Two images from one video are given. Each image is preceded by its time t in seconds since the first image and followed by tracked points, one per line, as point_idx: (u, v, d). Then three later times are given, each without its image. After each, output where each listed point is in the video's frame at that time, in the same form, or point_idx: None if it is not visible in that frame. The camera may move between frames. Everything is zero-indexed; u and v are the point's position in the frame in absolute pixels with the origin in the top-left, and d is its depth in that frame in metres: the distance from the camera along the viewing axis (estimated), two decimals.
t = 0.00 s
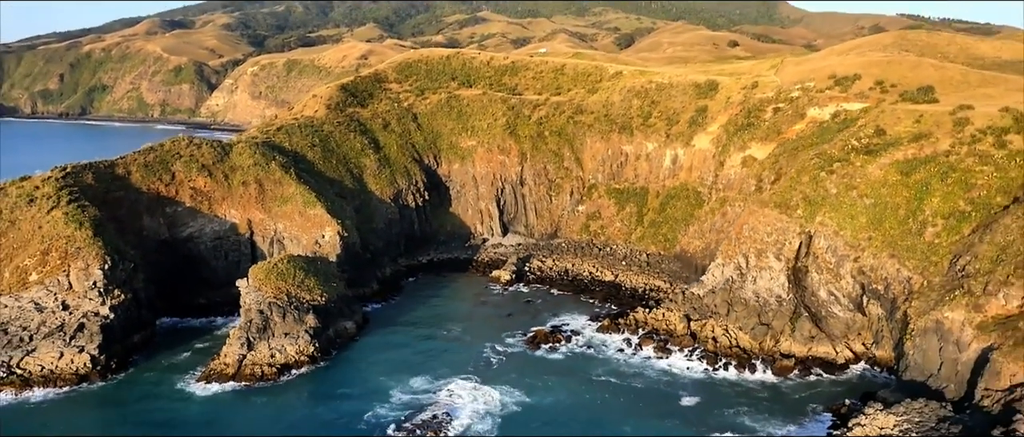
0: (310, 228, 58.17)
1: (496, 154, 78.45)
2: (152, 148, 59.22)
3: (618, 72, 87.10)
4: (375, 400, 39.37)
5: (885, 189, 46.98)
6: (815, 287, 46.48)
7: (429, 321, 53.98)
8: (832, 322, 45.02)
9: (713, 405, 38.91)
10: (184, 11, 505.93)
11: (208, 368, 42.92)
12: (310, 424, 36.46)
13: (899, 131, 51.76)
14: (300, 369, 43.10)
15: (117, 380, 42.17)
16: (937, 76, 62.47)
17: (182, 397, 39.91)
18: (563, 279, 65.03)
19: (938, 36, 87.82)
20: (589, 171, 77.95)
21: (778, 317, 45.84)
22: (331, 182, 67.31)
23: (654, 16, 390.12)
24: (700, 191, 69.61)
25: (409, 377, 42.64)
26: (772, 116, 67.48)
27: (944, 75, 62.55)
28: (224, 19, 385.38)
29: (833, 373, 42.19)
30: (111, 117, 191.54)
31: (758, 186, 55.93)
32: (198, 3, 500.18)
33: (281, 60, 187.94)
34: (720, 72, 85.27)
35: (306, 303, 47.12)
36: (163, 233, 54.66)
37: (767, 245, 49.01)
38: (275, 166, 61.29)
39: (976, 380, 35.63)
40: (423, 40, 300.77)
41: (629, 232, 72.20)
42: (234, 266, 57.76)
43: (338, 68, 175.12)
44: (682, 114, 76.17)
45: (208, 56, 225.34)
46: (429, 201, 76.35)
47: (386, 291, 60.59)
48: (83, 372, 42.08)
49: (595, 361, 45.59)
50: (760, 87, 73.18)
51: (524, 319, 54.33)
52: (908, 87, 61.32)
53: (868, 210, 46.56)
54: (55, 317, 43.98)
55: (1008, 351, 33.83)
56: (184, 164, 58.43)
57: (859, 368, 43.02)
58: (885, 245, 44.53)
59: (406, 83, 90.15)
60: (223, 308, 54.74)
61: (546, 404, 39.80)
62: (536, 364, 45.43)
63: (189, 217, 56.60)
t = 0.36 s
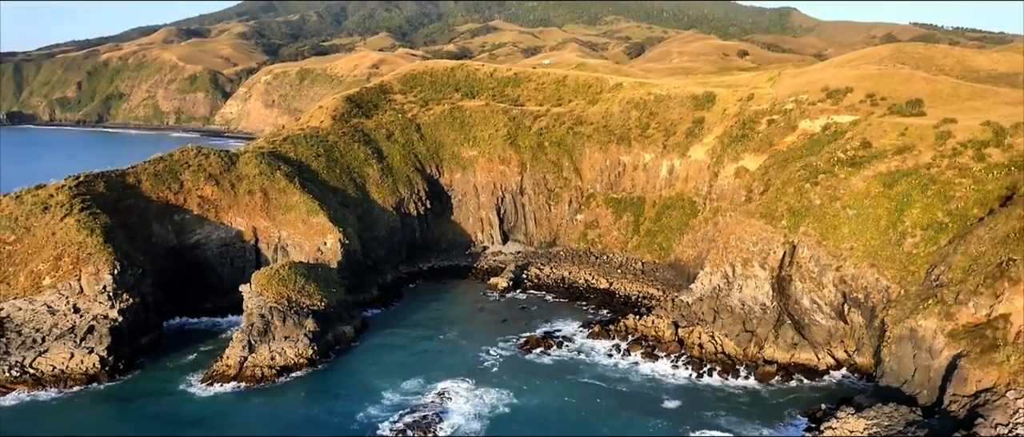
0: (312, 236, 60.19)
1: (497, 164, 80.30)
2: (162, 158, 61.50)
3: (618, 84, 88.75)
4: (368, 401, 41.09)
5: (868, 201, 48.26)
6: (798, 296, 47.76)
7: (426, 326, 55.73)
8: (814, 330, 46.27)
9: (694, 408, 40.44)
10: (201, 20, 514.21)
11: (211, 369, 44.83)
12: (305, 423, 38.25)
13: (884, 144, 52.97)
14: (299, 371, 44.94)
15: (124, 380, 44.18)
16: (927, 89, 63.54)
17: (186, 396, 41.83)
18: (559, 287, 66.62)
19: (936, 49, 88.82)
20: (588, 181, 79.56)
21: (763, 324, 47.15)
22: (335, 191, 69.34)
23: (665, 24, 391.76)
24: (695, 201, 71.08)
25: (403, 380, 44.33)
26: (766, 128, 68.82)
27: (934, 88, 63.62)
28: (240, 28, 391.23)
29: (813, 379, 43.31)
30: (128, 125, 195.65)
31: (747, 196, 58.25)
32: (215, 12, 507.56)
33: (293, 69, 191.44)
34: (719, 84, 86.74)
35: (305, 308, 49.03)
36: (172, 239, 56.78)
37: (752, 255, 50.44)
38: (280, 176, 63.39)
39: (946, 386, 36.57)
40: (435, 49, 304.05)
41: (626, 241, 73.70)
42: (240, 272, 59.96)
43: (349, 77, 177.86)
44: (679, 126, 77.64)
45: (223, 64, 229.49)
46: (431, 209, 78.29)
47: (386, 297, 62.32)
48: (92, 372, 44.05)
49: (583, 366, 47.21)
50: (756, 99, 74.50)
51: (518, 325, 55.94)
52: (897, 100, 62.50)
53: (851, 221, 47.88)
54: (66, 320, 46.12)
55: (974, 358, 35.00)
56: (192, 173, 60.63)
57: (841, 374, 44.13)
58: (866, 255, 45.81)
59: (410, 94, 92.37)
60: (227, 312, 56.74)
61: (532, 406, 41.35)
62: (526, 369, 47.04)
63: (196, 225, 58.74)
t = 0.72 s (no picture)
0: (315, 242, 61.97)
1: (497, 172, 82.01)
2: (170, 166, 63.59)
3: (617, 93, 90.34)
4: (364, 402, 42.63)
5: (853, 209, 49.41)
6: (784, 302, 48.97)
7: (424, 329, 57.23)
8: (799, 335, 47.33)
9: (678, 410, 41.97)
10: (216, 27, 524.18)
11: (214, 370, 46.55)
12: (303, 421, 39.89)
13: (872, 154, 54.11)
14: (298, 372, 46.55)
15: (131, 381, 45.98)
16: (918, 100, 64.64)
17: (189, 396, 43.59)
18: (556, 292, 68.02)
19: (934, 59, 89.81)
20: (586, 188, 81.11)
21: (749, 330, 48.26)
22: (338, 198, 71.19)
23: (675, 32, 393.43)
24: (691, 209, 72.39)
25: (398, 382, 45.80)
26: (760, 138, 70.02)
27: (925, 99, 64.70)
28: (252, 35, 396.95)
29: (797, 383, 44.37)
30: (141, 131, 201.90)
31: (738, 204, 59.64)
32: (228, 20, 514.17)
33: (304, 76, 195.27)
34: (717, 94, 88.16)
35: (306, 311, 50.74)
36: (179, 245, 58.69)
37: (740, 262, 51.70)
38: (284, 183, 65.29)
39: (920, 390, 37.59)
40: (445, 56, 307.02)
41: (622, 248, 75.03)
42: (244, 276, 61.72)
43: (359, 84, 180.64)
44: (676, 135, 79.02)
45: (234, 72, 241.28)
46: (432, 216, 79.97)
47: (386, 301, 63.89)
48: (100, 372, 45.86)
49: (574, 370, 48.61)
50: (751, 108, 75.79)
51: (514, 330, 57.33)
52: (888, 110, 63.57)
53: (836, 229, 49.06)
54: (76, 322, 48.02)
55: (947, 363, 36.08)
56: (199, 181, 62.62)
57: (826, 379, 45.02)
58: (849, 263, 46.96)
59: (414, 103, 94.41)
60: (232, 316, 58.47)
61: (521, 408, 42.69)
62: (518, 372, 48.45)
63: (202, 231, 60.64)
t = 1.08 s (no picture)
0: (321, 248, 64.10)
1: (501, 181, 83.94)
2: (183, 175, 66.14)
3: (620, 104, 92.08)
4: (362, 403, 44.44)
5: (840, 220, 50.66)
6: (773, 310, 50.25)
7: (424, 334, 58.99)
8: (787, 342, 48.58)
9: (664, 412, 43.56)
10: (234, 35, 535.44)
11: (220, 372, 48.61)
12: (303, 420, 41.84)
13: (861, 166, 55.32)
14: (301, 374, 48.47)
15: (142, 380, 48.18)
16: (911, 112, 65.72)
17: (196, 396, 45.65)
18: (556, 299, 69.61)
19: (936, 70, 90.38)
20: (588, 197, 82.79)
21: (738, 336, 49.58)
22: (344, 206, 73.39)
23: (688, 40, 395.27)
24: (689, 218, 73.74)
25: (395, 384, 47.51)
26: (757, 149, 71.31)
27: (918, 111, 65.74)
28: (270, 43, 404.01)
29: (783, 389, 45.64)
30: (161, 141, 210.31)
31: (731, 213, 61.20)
32: (247, 29, 523.06)
33: (318, 85, 199.01)
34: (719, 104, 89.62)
35: (309, 316, 52.75)
36: (190, 251, 61.02)
37: (731, 270, 53.13)
38: (291, 192, 67.57)
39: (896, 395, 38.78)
40: (459, 64, 310.77)
41: (622, 256, 76.52)
42: (253, 282, 63.96)
43: (373, 93, 183.70)
44: (676, 145, 80.49)
45: (251, 79, 246.55)
46: (437, 223, 81.93)
47: (390, 307, 65.78)
48: (113, 372, 48.06)
49: (567, 374, 50.22)
50: (750, 120, 77.11)
51: (512, 335, 58.96)
52: (881, 122, 64.75)
53: (823, 238, 50.33)
54: (91, 324, 50.39)
55: (920, 369, 37.25)
56: (210, 190, 65.05)
57: (812, 385, 46.24)
58: (835, 272, 48.22)
59: (421, 114, 96.78)
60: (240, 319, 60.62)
61: (512, 410, 44.38)
62: (512, 375, 50.09)
63: (213, 238, 62.98)
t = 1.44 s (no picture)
0: (327, 255, 66.27)
1: (505, 190, 85.91)
2: (196, 184, 68.75)
3: (624, 114, 93.76)
4: (361, 404, 46.29)
5: (830, 229, 51.91)
6: (763, 317, 51.57)
7: (427, 338, 60.81)
8: (776, 348, 49.89)
9: (653, 413, 45.10)
10: (253, 43, 545.45)
11: (228, 373, 50.74)
12: (306, 420, 43.79)
13: (853, 176, 56.53)
14: (306, 375, 50.49)
15: (154, 380, 50.43)
16: (906, 124, 66.77)
17: (205, 396, 47.80)
18: (556, 305, 71.26)
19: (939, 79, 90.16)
20: (590, 206, 84.46)
21: (729, 342, 50.97)
22: (351, 214, 75.60)
23: (703, 48, 396.03)
24: (689, 227, 75.18)
25: (394, 386, 49.28)
26: (755, 159, 72.54)
27: (914, 122, 66.77)
28: (288, 51, 410.60)
29: (771, 393, 46.98)
30: (179, 149, 217.21)
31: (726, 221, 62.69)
32: (265, 38, 531.39)
33: (333, 93, 202.30)
34: (721, 115, 91.02)
35: (314, 320, 54.82)
36: (202, 257, 63.43)
37: (722, 277, 54.59)
38: (300, 200, 69.85)
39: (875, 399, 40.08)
40: (474, 73, 313.70)
41: (622, 264, 78.05)
42: (262, 287, 66.28)
43: (387, 101, 186.50)
44: (678, 155, 81.90)
45: (267, 87, 251.57)
46: (443, 231, 83.94)
47: (394, 312, 67.75)
48: (126, 372, 50.31)
49: (561, 377, 51.83)
50: (750, 130, 78.32)
51: (511, 340, 60.63)
52: (876, 133, 65.79)
53: (812, 247, 51.62)
54: (106, 326, 52.80)
55: (898, 375, 38.52)
56: (222, 198, 67.55)
57: (800, 391, 47.56)
58: (822, 280, 49.51)
59: (429, 124, 99.13)
60: (250, 323, 62.89)
61: (505, 411, 46.11)
62: (509, 378, 51.86)
63: (224, 244, 65.42)
